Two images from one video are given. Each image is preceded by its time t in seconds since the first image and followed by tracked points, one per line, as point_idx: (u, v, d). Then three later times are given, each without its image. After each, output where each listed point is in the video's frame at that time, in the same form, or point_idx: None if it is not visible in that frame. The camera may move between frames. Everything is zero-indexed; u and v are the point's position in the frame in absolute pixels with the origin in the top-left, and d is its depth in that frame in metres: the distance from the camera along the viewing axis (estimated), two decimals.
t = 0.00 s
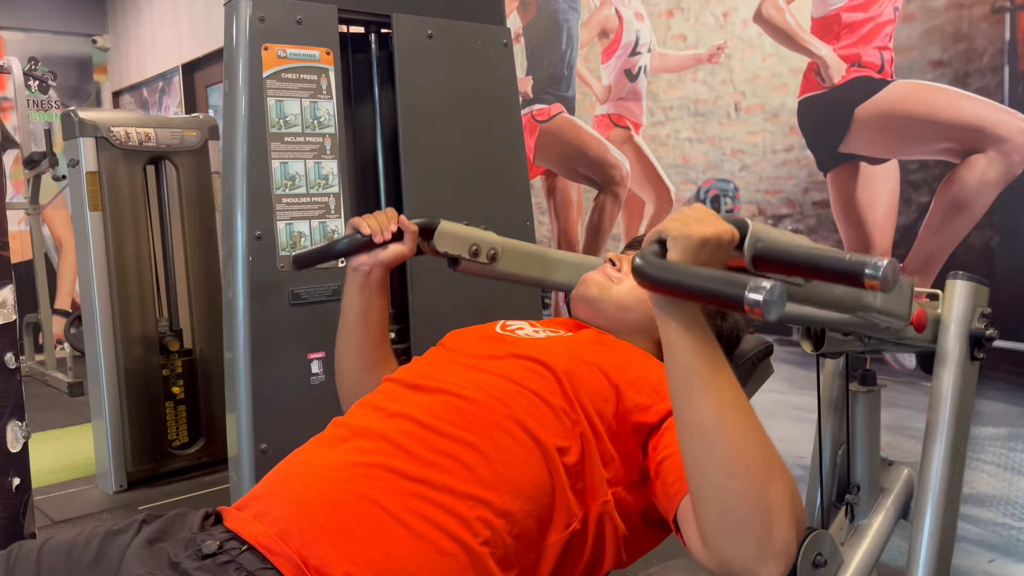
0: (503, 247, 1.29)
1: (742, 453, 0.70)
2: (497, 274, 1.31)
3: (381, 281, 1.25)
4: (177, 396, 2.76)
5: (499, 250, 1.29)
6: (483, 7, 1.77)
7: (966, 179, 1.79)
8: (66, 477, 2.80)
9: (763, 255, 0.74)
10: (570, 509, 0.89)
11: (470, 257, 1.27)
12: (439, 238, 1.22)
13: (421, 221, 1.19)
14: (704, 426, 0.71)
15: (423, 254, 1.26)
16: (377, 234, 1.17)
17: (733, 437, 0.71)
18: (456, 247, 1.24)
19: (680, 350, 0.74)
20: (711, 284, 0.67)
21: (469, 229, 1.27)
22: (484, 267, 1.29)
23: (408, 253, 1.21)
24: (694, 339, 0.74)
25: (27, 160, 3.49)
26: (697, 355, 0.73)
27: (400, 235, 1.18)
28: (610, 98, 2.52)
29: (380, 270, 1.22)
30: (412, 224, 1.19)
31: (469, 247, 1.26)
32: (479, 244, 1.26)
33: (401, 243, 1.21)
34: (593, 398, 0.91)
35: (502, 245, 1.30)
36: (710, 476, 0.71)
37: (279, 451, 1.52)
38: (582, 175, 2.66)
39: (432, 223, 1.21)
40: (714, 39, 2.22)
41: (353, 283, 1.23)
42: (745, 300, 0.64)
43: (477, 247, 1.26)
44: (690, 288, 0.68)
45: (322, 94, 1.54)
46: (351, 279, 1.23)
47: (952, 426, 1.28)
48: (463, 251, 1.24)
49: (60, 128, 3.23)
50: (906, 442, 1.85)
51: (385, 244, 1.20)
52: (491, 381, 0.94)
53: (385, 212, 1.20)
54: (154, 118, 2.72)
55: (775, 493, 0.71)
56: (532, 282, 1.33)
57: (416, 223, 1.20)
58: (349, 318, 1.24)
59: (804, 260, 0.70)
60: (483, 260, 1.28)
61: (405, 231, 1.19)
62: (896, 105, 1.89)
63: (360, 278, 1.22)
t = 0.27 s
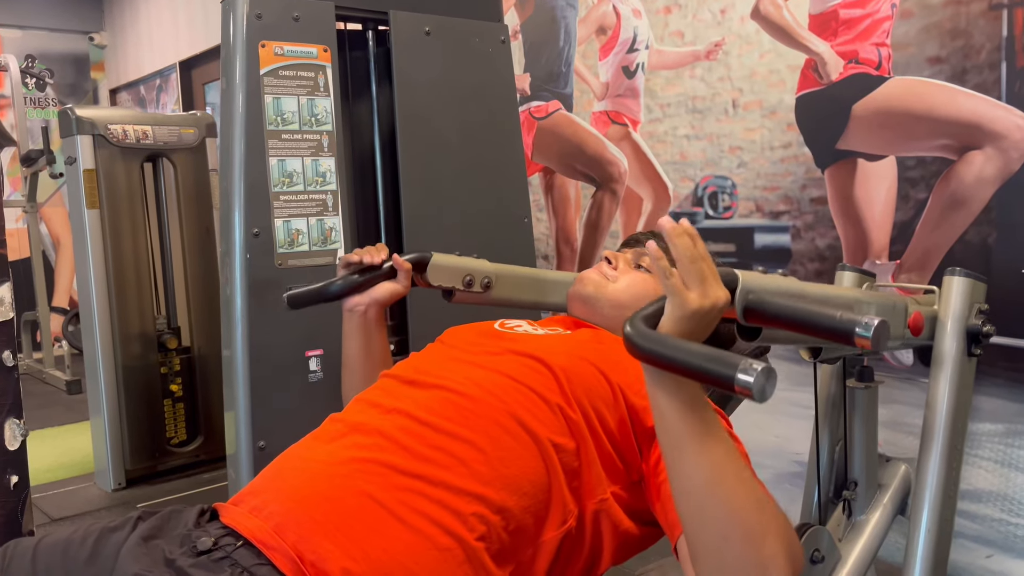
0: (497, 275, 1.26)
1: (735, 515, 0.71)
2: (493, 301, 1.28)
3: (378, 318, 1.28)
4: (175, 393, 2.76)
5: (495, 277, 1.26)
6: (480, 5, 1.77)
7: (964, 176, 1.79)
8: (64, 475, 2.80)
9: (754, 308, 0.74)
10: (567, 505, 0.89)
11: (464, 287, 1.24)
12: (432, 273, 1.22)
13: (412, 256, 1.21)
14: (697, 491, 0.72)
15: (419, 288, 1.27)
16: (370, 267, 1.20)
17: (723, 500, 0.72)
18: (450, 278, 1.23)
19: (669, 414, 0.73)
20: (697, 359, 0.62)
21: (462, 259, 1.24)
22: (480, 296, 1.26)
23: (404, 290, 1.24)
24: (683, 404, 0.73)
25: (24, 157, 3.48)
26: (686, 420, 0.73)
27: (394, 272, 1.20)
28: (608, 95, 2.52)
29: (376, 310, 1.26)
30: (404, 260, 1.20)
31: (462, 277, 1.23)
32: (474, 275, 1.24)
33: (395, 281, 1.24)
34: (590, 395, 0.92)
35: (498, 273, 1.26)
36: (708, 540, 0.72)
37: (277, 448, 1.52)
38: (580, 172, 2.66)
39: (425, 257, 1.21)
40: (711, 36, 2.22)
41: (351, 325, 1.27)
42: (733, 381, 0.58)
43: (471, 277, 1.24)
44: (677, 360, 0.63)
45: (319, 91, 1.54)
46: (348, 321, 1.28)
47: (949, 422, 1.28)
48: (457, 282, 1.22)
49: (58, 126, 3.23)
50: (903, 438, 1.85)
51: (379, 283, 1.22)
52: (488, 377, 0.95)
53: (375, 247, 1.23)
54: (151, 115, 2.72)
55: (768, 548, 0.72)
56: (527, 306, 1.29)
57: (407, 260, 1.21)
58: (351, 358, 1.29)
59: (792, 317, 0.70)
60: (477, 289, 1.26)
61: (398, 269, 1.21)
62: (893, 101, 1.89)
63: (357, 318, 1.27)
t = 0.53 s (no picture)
0: (489, 288, 1.30)
1: (733, 546, 0.73)
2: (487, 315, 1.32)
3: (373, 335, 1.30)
4: (171, 391, 2.76)
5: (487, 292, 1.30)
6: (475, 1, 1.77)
7: (958, 172, 1.80)
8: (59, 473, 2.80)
9: (745, 338, 0.73)
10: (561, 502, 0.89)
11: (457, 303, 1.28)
12: (426, 291, 1.25)
13: (404, 276, 1.25)
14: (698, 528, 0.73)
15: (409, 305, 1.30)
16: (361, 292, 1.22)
17: (722, 533, 0.73)
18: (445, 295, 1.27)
19: (662, 452, 0.74)
20: (690, 401, 0.62)
21: (454, 276, 1.28)
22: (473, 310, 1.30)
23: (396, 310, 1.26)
24: (675, 442, 0.73)
25: (18, 155, 3.47)
26: (681, 457, 0.73)
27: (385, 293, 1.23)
28: (603, 92, 2.52)
29: (369, 330, 1.28)
30: (396, 281, 1.24)
31: (455, 294, 1.27)
32: (467, 291, 1.28)
33: (388, 301, 1.26)
34: (584, 393, 0.92)
35: (490, 286, 1.30)
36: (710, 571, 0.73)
37: (272, 445, 1.52)
38: (575, 168, 2.66)
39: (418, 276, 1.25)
40: (706, 33, 2.22)
41: (345, 347, 1.29)
42: (724, 425, 0.58)
43: (464, 293, 1.27)
44: (667, 402, 0.63)
45: (314, 88, 1.54)
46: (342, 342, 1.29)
47: (943, 417, 1.28)
48: (452, 299, 1.26)
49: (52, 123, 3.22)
50: (898, 434, 1.86)
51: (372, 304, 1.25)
52: (482, 373, 0.95)
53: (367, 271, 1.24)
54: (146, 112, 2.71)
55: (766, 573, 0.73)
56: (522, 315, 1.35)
57: (399, 280, 1.24)
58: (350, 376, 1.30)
59: (783, 349, 0.68)
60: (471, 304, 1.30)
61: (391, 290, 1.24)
62: (887, 97, 1.89)
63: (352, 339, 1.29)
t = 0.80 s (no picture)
0: (490, 224, 1.26)
1: (717, 401, 0.68)
2: (485, 252, 1.29)
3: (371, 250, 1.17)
4: (164, 389, 2.75)
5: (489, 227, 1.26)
6: None
7: (950, 168, 1.80)
8: (52, 471, 2.79)
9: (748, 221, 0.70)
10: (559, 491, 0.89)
11: (459, 233, 1.24)
12: (429, 216, 1.20)
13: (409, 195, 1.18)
14: (684, 374, 0.69)
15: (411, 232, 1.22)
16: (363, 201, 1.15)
17: (709, 387, 0.69)
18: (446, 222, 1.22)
19: (659, 302, 0.73)
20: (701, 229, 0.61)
21: (457, 204, 1.24)
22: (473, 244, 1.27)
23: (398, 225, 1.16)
24: (674, 294, 0.73)
25: (11, 152, 3.45)
26: (676, 305, 0.72)
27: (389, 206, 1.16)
28: (597, 89, 2.52)
29: (368, 241, 1.15)
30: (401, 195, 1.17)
31: (457, 223, 1.23)
32: (468, 222, 1.24)
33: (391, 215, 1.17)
34: (580, 384, 0.93)
35: (492, 222, 1.26)
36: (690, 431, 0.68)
37: (265, 442, 1.52)
38: (569, 165, 2.66)
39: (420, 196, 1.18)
40: (700, 29, 2.22)
41: (342, 254, 1.16)
42: (733, 250, 0.66)
43: (465, 222, 1.23)
44: (678, 236, 0.69)
45: (307, 85, 1.53)
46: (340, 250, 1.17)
47: (935, 413, 1.29)
48: (453, 227, 1.22)
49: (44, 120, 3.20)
50: (891, 430, 1.86)
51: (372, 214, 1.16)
52: (478, 363, 0.95)
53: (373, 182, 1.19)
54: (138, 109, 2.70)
55: (754, 447, 0.68)
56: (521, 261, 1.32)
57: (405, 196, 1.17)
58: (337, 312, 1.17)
59: (796, 223, 0.67)
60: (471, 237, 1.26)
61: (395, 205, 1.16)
62: (881, 94, 1.90)
63: (349, 248, 1.16)
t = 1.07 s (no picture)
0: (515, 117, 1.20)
1: (709, 173, 0.67)
2: (504, 147, 1.21)
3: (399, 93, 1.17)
4: (157, 388, 2.74)
5: (512, 119, 1.20)
6: None
7: (942, 167, 1.81)
8: (44, 471, 2.78)
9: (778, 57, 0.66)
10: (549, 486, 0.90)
11: (480, 116, 1.19)
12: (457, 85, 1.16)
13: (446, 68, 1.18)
14: (689, 130, 0.67)
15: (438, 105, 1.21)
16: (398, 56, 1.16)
17: (707, 152, 0.67)
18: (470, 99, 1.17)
19: (681, 63, 0.67)
20: None
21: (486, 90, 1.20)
22: (493, 134, 1.20)
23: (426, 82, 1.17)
24: (701, 53, 0.67)
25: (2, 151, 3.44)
26: (696, 70, 0.67)
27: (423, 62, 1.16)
28: (590, 87, 2.52)
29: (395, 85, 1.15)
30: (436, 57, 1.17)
31: (481, 105, 1.18)
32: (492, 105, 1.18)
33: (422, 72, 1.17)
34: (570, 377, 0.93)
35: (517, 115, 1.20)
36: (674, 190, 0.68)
37: (258, 441, 1.52)
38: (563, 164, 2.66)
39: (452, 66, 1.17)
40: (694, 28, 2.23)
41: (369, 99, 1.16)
42: (884, 20, 0.56)
43: (488, 106, 1.18)
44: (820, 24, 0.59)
45: (299, 83, 1.53)
46: (368, 93, 1.17)
47: (927, 410, 1.30)
48: (476, 103, 1.17)
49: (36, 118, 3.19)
50: (883, 427, 1.87)
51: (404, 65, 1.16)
52: (469, 359, 0.95)
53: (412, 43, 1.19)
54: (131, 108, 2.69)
55: (734, 220, 0.68)
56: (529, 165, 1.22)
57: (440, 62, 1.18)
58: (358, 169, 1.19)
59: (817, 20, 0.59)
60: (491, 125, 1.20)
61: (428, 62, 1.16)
62: (873, 93, 1.91)
63: (375, 92, 1.16)
